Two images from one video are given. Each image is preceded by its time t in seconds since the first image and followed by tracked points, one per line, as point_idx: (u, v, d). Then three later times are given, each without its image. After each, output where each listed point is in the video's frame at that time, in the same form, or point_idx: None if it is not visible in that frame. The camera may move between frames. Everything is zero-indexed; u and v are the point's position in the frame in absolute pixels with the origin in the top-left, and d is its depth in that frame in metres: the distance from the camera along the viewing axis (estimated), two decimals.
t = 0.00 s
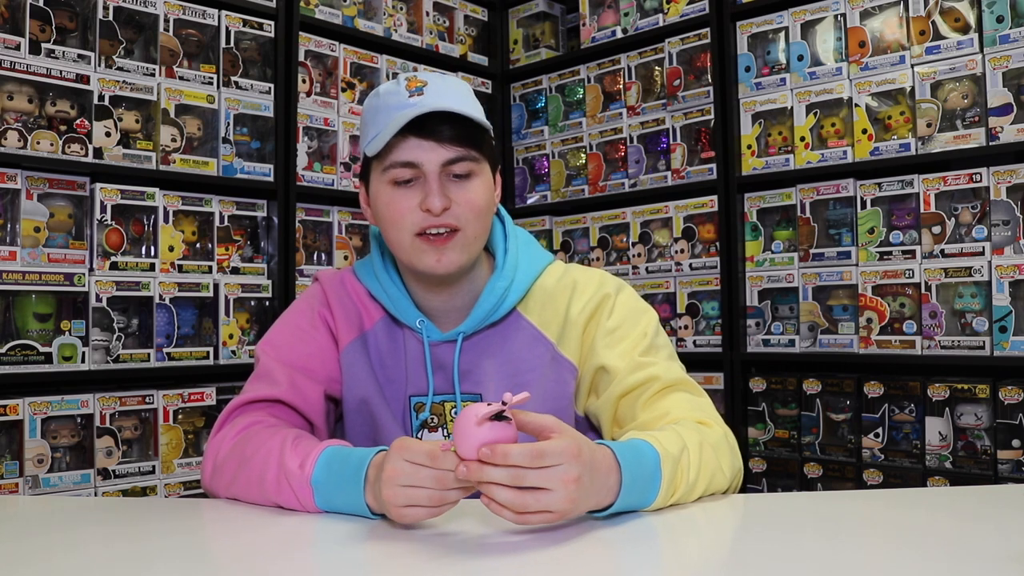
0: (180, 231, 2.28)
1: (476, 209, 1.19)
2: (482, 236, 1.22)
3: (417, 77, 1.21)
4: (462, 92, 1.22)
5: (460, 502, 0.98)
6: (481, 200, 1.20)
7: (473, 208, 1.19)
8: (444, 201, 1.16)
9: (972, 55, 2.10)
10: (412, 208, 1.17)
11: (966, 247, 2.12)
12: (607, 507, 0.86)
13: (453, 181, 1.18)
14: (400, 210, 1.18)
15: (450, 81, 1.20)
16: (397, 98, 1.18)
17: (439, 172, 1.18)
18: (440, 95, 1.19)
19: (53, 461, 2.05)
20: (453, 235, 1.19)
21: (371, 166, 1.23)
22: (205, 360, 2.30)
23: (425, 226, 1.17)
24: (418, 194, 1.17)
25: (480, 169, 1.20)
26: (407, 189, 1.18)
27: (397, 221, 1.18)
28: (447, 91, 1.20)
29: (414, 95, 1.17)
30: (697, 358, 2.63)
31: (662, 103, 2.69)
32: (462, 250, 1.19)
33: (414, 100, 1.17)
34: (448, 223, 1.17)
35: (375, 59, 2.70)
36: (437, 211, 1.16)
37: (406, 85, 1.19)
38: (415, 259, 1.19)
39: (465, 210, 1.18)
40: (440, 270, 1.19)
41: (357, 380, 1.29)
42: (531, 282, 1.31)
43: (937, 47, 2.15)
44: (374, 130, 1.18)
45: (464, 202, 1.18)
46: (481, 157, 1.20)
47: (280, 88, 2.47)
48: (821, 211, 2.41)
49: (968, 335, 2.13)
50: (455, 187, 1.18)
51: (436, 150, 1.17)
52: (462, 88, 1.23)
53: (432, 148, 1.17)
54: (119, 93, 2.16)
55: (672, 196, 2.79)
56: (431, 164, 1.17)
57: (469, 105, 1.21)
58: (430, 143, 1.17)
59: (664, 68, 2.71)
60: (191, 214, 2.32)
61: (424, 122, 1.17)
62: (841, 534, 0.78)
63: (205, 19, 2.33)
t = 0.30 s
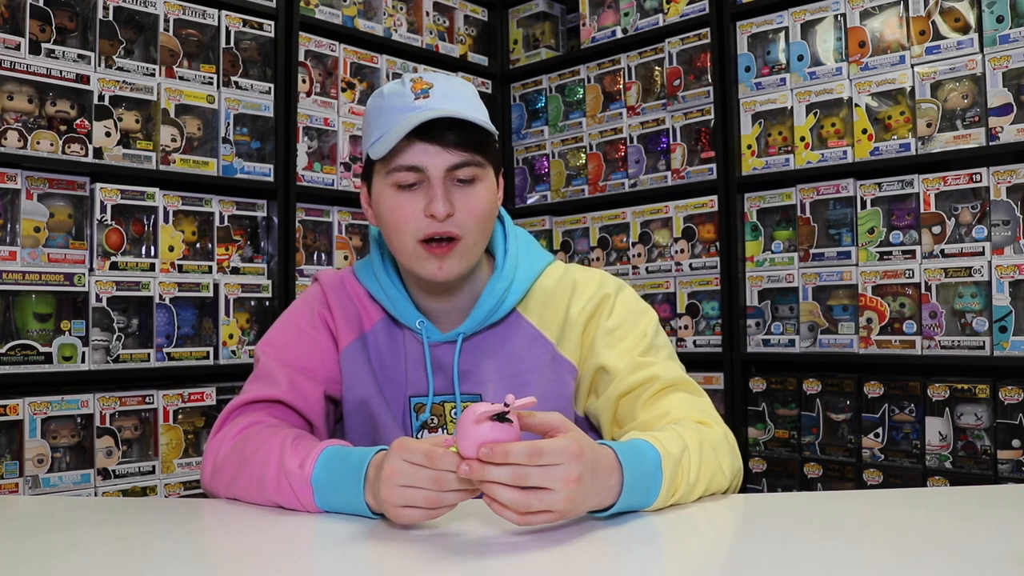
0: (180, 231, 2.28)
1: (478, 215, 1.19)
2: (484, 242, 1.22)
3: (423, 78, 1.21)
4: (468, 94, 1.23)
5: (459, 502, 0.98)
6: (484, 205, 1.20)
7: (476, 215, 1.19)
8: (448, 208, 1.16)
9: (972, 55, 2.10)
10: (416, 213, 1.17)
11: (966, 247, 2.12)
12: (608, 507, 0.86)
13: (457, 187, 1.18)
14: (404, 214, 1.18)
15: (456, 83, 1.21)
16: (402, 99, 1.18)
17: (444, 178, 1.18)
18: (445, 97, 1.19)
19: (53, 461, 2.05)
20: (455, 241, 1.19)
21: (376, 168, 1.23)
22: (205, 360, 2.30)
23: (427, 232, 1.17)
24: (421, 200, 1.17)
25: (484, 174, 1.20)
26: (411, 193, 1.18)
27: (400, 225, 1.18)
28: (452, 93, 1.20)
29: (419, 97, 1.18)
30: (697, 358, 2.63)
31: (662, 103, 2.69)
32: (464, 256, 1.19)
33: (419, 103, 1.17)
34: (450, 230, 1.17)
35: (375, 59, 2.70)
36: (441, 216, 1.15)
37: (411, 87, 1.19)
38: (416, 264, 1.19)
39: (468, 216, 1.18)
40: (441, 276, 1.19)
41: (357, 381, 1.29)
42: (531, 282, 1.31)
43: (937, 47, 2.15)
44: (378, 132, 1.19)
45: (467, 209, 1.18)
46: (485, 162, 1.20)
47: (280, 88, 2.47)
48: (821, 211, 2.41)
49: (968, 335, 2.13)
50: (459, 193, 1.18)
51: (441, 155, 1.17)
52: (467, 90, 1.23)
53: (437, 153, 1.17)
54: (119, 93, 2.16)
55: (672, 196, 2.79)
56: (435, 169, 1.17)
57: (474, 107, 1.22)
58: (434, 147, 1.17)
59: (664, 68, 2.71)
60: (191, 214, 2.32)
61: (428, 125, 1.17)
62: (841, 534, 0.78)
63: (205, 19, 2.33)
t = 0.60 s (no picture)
0: (180, 231, 2.28)
1: (484, 215, 1.19)
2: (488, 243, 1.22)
3: (430, 78, 1.21)
4: (476, 93, 1.23)
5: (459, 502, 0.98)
6: (490, 205, 1.20)
7: (482, 215, 1.19)
8: (454, 207, 1.17)
9: (972, 55, 2.10)
10: (422, 212, 1.17)
11: (966, 247, 2.12)
12: (608, 506, 0.86)
13: (463, 187, 1.19)
14: (410, 213, 1.18)
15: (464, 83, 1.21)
16: (410, 98, 1.18)
17: (450, 177, 1.18)
18: (453, 97, 1.19)
19: (53, 461, 2.05)
20: (461, 241, 1.19)
21: (381, 165, 1.22)
22: (205, 360, 2.30)
23: (432, 231, 1.17)
24: (427, 198, 1.18)
25: (490, 175, 1.20)
26: (417, 192, 1.18)
27: (404, 224, 1.18)
28: (461, 92, 1.20)
29: (428, 96, 1.17)
30: (697, 358, 2.63)
31: (662, 103, 2.69)
32: (470, 257, 1.19)
33: (427, 102, 1.17)
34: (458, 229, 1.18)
35: (376, 59, 2.70)
36: (447, 216, 1.16)
37: (419, 86, 1.19)
38: (420, 263, 1.19)
39: (474, 216, 1.18)
40: (446, 276, 1.19)
41: (358, 380, 1.29)
42: (532, 283, 1.31)
43: (937, 47, 2.15)
44: (385, 129, 1.18)
45: (474, 209, 1.18)
46: (491, 162, 1.20)
47: (280, 88, 2.47)
48: (821, 211, 2.41)
49: (968, 335, 2.13)
50: (466, 193, 1.18)
51: (448, 155, 1.17)
52: (476, 90, 1.23)
53: (444, 153, 1.17)
54: (119, 93, 2.16)
55: (672, 196, 2.79)
56: (443, 169, 1.17)
57: (482, 107, 1.21)
58: (442, 147, 1.17)
59: (664, 68, 2.71)
60: (191, 214, 2.32)
61: (435, 125, 1.17)
62: (841, 534, 0.78)
63: (205, 19, 2.33)
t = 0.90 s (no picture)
0: (180, 231, 2.28)
1: (498, 210, 1.19)
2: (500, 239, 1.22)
3: (452, 72, 1.23)
4: (494, 91, 1.24)
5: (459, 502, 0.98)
6: (504, 201, 1.20)
7: (496, 210, 1.19)
8: (471, 200, 1.17)
9: (972, 55, 2.10)
10: (438, 203, 1.17)
11: (966, 247, 2.12)
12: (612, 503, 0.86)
13: (480, 181, 1.18)
14: (425, 202, 1.18)
15: (484, 78, 1.22)
16: (431, 90, 1.19)
17: (467, 170, 1.18)
18: (474, 91, 1.20)
19: (53, 461, 2.05)
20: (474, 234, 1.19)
21: (398, 154, 1.22)
22: (205, 360, 2.30)
23: (447, 221, 1.17)
24: (445, 189, 1.18)
25: (506, 171, 1.20)
26: (434, 183, 1.18)
27: (420, 213, 1.18)
28: (481, 87, 1.21)
29: (449, 90, 1.19)
30: (697, 358, 2.63)
31: (662, 103, 2.69)
32: (482, 250, 1.19)
33: (449, 95, 1.18)
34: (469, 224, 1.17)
35: (376, 59, 2.70)
36: (464, 208, 1.16)
37: (440, 80, 1.21)
38: (433, 253, 1.19)
39: (489, 211, 1.18)
40: (456, 267, 1.19)
41: (358, 379, 1.29)
42: (535, 284, 1.31)
43: (937, 46, 2.15)
44: (406, 120, 1.19)
45: (489, 204, 1.18)
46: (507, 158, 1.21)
47: (280, 88, 2.47)
48: (821, 211, 2.41)
49: (968, 335, 2.13)
50: (482, 187, 1.18)
51: (466, 147, 1.17)
52: (494, 88, 1.25)
53: (463, 145, 1.17)
54: (119, 93, 2.16)
55: (672, 196, 2.79)
56: (461, 160, 1.17)
57: (501, 104, 1.23)
58: (459, 138, 1.17)
59: (664, 68, 2.71)
60: (191, 214, 2.32)
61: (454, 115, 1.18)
62: (841, 534, 0.79)
63: (205, 19, 2.33)
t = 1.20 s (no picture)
0: (180, 231, 2.28)
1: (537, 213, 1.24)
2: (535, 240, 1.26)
3: (494, 75, 1.25)
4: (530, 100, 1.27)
5: (460, 502, 0.98)
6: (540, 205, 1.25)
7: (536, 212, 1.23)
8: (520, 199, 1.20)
9: (972, 55, 2.10)
10: (487, 201, 1.21)
11: (966, 247, 2.12)
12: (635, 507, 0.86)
13: (523, 183, 1.23)
14: (474, 200, 1.21)
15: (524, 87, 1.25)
16: (479, 90, 1.20)
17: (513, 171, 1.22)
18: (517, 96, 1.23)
19: (53, 461, 2.05)
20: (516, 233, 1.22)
21: (439, 151, 1.23)
22: (205, 360, 2.30)
23: (494, 219, 1.20)
24: (492, 188, 1.21)
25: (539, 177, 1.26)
26: (481, 182, 1.21)
27: (465, 211, 1.21)
28: (522, 94, 1.24)
29: (496, 92, 1.21)
30: (697, 358, 2.63)
31: (662, 103, 2.69)
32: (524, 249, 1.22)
33: (497, 96, 1.20)
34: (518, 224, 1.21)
35: (376, 59, 2.69)
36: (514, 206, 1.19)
37: (486, 81, 1.22)
38: (477, 251, 1.21)
39: (532, 211, 1.22)
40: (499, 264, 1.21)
41: (363, 378, 1.28)
42: (541, 287, 1.32)
43: (937, 47, 2.15)
44: (454, 117, 1.20)
45: (533, 205, 1.22)
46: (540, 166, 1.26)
47: (280, 88, 2.47)
48: (821, 211, 2.41)
49: (968, 335, 2.13)
50: (525, 188, 1.22)
51: (515, 148, 1.21)
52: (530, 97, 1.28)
53: (510, 146, 1.21)
54: (119, 93, 2.16)
55: (672, 196, 2.79)
56: (511, 162, 1.21)
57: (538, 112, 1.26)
58: (506, 138, 1.21)
59: (664, 68, 2.71)
60: (191, 214, 2.32)
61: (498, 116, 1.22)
62: (842, 534, 0.78)
63: (205, 19, 2.33)
